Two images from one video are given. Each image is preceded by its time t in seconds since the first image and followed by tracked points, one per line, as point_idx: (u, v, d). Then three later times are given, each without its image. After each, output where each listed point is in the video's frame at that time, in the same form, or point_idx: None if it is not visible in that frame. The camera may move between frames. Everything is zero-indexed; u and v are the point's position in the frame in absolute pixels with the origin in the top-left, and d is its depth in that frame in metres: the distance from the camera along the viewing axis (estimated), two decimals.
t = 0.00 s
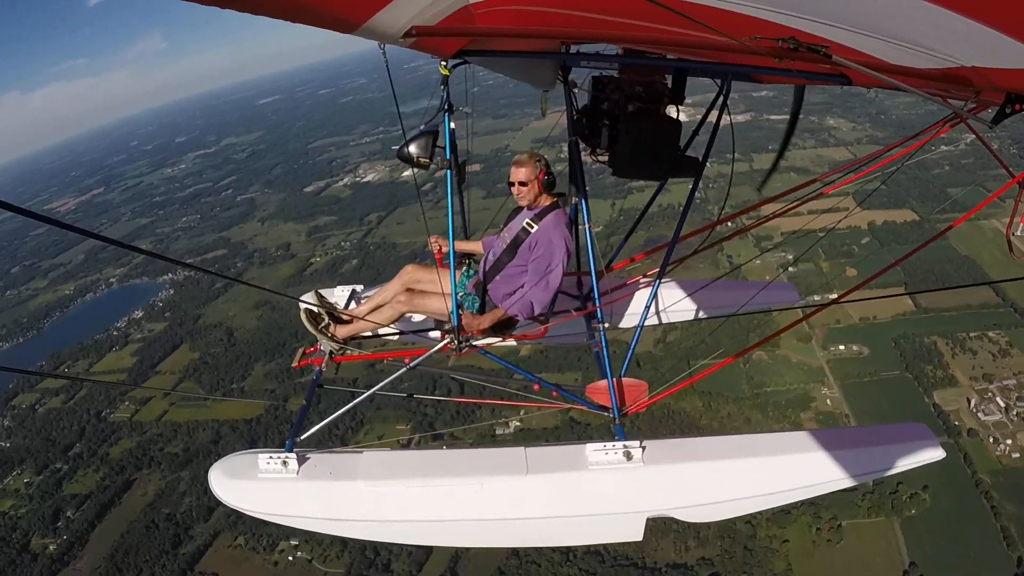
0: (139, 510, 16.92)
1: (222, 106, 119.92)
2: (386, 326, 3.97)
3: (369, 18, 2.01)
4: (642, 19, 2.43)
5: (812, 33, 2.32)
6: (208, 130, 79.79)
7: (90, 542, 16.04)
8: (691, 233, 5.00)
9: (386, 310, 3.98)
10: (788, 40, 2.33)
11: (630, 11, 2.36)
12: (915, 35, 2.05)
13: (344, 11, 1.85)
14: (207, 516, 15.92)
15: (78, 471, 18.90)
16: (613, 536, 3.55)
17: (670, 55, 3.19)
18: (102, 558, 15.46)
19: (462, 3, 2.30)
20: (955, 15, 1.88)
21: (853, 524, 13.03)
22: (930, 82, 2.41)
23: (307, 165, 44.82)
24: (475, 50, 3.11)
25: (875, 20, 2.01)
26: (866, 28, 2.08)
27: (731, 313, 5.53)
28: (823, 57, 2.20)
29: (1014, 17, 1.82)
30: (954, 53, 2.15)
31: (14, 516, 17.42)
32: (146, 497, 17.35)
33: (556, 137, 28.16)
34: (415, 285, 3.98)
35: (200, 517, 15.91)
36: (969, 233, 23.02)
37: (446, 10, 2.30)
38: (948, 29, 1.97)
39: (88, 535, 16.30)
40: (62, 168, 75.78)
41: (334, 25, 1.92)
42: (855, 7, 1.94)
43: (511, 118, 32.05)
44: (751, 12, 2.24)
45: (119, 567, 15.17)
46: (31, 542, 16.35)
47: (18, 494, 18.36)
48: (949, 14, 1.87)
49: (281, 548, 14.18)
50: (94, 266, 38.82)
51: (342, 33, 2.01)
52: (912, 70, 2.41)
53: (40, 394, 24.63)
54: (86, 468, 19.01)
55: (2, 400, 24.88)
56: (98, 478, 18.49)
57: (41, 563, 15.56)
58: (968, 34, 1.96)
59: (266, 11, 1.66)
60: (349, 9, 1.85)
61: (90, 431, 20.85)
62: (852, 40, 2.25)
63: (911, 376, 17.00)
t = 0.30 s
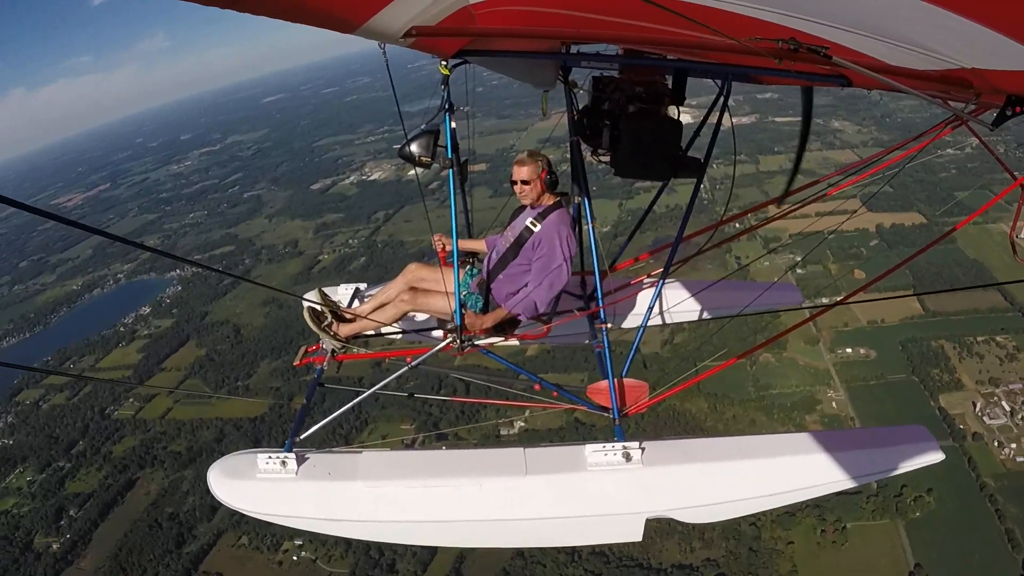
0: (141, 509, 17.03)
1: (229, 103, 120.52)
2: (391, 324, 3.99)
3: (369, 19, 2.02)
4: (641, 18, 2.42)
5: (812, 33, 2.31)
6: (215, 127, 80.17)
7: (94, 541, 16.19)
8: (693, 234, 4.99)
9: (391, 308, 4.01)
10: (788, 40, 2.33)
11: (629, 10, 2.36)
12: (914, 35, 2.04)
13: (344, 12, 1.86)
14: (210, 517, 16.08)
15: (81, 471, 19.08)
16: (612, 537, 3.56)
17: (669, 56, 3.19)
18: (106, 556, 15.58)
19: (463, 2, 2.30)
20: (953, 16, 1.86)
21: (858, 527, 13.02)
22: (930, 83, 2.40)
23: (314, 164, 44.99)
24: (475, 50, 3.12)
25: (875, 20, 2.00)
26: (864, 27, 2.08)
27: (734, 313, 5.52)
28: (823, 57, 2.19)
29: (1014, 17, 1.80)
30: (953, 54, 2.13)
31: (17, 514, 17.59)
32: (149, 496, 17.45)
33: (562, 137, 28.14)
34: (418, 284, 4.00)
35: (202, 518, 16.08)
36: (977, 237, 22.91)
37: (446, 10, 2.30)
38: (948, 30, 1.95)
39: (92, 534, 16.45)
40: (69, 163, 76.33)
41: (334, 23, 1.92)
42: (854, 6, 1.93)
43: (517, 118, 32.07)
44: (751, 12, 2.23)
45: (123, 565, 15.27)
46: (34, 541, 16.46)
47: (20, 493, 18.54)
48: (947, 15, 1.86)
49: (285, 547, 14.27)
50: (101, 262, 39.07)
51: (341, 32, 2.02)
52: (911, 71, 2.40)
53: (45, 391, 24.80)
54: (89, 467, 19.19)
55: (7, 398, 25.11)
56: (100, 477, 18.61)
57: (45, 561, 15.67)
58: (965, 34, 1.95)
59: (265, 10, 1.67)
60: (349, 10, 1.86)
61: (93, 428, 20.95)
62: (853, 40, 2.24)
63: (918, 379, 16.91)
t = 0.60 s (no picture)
0: (143, 506, 17.08)
1: (230, 101, 120.70)
2: (392, 324, 4.00)
3: (371, 19, 2.03)
4: (642, 19, 2.43)
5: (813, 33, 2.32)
6: (217, 125, 80.31)
7: (95, 539, 16.24)
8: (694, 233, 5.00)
9: (392, 308, 4.01)
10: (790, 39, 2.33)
11: (631, 10, 2.36)
12: (915, 35, 2.05)
13: (348, 13, 1.87)
14: (212, 514, 16.08)
15: (83, 469, 19.19)
16: (611, 536, 3.58)
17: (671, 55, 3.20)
18: (107, 554, 15.63)
19: (465, 2, 2.31)
20: (954, 16, 1.87)
21: (861, 527, 12.98)
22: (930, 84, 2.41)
23: (316, 162, 45.05)
24: (476, 50, 3.13)
25: (876, 20, 2.01)
26: (866, 28, 2.08)
27: (737, 313, 5.52)
28: (823, 58, 2.19)
29: (1015, 16, 1.81)
30: (954, 53, 2.14)
31: (19, 512, 17.71)
32: (150, 494, 17.49)
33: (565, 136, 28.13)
34: (419, 284, 4.00)
35: (204, 515, 16.09)
36: (981, 237, 22.85)
37: (449, 10, 2.31)
38: (949, 29, 1.96)
39: (93, 532, 16.52)
40: (71, 160, 76.54)
41: (336, 25, 1.93)
42: (855, 8, 1.94)
43: (519, 117, 32.07)
44: (752, 11, 2.23)
45: (124, 563, 15.34)
46: (36, 538, 16.61)
47: (23, 490, 18.65)
48: (948, 15, 1.87)
49: (287, 546, 14.29)
50: (104, 261, 39.18)
51: (344, 33, 2.03)
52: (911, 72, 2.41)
53: (49, 390, 24.88)
54: (92, 466, 19.25)
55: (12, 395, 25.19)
56: (103, 476, 18.67)
57: (46, 559, 15.74)
58: (966, 33, 1.96)
59: (270, 10, 1.68)
60: (353, 11, 1.87)
61: (98, 426, 21.03)
62: (852, 40, 2.25)
63: (924, 381, 16.87)
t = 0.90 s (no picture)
0: (148, 503, 17.13)
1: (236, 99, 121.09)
2: (393, 322, 3.99)
3: (372, 19, 2.02)
4: (643, 19, 2.42)
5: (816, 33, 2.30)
6: (223, 123, 80.60)
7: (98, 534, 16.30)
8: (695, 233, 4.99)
9: (394, 306, 4.00)
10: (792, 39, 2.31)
11: (631, 10, 2.35)
12: (916, 36, 2.04)
13: (346, 14, 1.87)
14: (215, 512, 16.03)
15: (89, 463, 19.27)
16: (613, 538, 3.56)
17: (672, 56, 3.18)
18: (110, 551, 15.67)
19: (465, 3, 2.30)
20: (955, 15, 1.85)
21: (865, 531, 12.95)
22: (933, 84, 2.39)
23: (321, 160, 45.16)
24: (477, 51, 3.12)
25: (878, 20, 1.99)
26: (868, 28, 2.07)
27: (738, 315, 5.51)
28: (825, 58, 2.17)
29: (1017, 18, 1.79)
30: (957, 54, 2.12)
31: (23, 507, 17.87)
32: (155, 491, 17.55)
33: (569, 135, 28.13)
34: (419, 283, 4.00)
35: (207, 513, 16.03)
36: (985, 240, 22.78)
37: (449, 10, 2.30)
38: (953, 30, 1.95)
39: (95, 528, 16.53)
40: (78, 157, 76.86)
41: (335, 26, 1.92)
42: (857, 7, 1.92)
43: (524, 116, 32.09)
44: (753, 12, 2.21)
45: (127, 560, 15.37)
46: (38, 533, 16.69)
47: (28, 485, 18.79)
48: (952, 15, 1.85)
49: (291, 544, 14.32)
50: (108, 256, 39.30)
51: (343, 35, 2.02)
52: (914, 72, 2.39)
53: (54, 385, 25.05)
54: (97, 460, 19.34)
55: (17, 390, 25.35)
56: (108, 471, 18.76)
57: (49, 555, 15.82)
58: (969, 34, 1.94)
59: (268, 11, 1.67)
60: (351, 12, 1.86)
61: (104, 422, 21.12)
62: (855, 41, 2.23)
63: (931, 387, 16.83)
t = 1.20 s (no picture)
0: (154, 503, 17.14)
1: (242, 100, 121.44)
2: (391, 321, 4.00)
3: (372, 18, 2.02)
4: (644, 19, 2.42)
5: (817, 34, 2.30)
6: (230, 124, 80.86)
7: (105, 532, 16.38)
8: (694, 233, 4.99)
9: (391, 306, 4.02)
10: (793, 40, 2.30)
11: (631, 10, 2.35)
12: (917, 37, 2.03)
13: (345, 12, 1.87)
14: (221, 512, 16.07)
15: (93, 463, 19.31)
16: (614, 537, 3.57)
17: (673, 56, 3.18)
18: (116, 552, 15.73)
19: (465, 2, 2.30)
20: (954, 16, 1.85)
21: (872, 530, 12.85)
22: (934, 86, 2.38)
23: (326, 161, 45.19)
24: (478, 50, 3.12)
25: (877, 21, 1.99)
26: (868, 29, 2.06)
27: (736, 313, 5.51)
28: (826, 59, 2.16)
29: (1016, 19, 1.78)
30: (957, 57, 2.12)
31: (30, 506, 17.94)
32: (160, 491, 17.57)
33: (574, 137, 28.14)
34: (418, 281, 4.01)
35: (214, 512, 16.08)
36: (991, 242, 22.70)
37: (448, 10, 2.30)
38: (954, 33, 1.94)
39: (102, 527, 16.62)
40: (84, 156, 77.14)
41: (335, 24, 1.93)
42: (856, 8, 1.92)
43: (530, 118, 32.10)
44: (753, 12, 2.21)
45: (133, 560, 15.43)
46: (45, 533, 16.74)
47: (33, 484, 18.82)
48: (950, 16, 1.85)
49: (297, 543, 14.33)
50: (112, 255, 39.38)
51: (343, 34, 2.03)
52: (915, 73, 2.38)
53: (58, 381, 25.12)
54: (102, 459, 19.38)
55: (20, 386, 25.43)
56: (114, 468, 18.83)
57: (54, 557, 15.87)
58: (968, 35, 1.93)
59: (268, 10, 1.67)
60: (350, 11, 1.87)
61: (109, 420, 21.12)
62: (856, 42, 2.23)
63: (935, 386, 16.82)
